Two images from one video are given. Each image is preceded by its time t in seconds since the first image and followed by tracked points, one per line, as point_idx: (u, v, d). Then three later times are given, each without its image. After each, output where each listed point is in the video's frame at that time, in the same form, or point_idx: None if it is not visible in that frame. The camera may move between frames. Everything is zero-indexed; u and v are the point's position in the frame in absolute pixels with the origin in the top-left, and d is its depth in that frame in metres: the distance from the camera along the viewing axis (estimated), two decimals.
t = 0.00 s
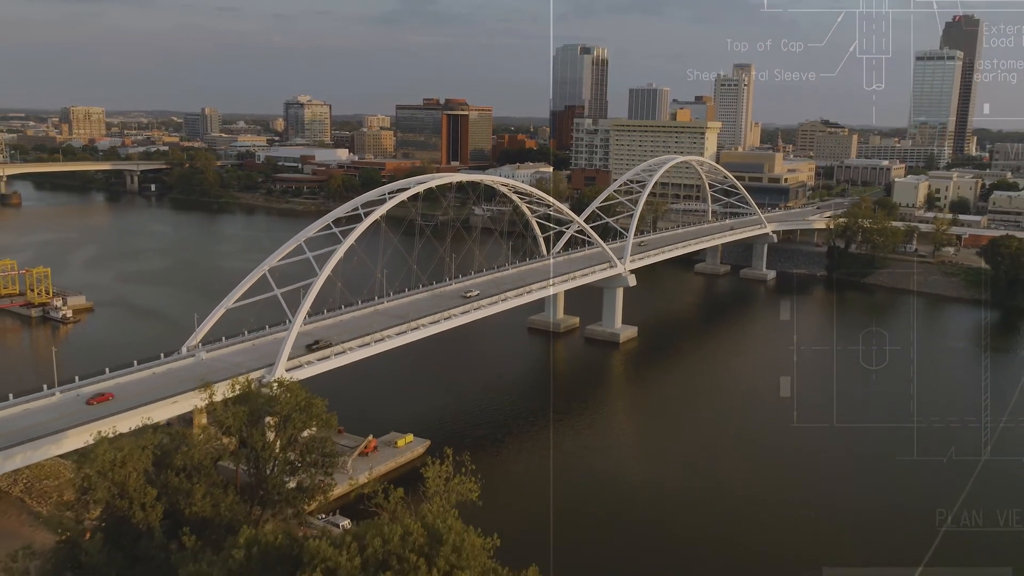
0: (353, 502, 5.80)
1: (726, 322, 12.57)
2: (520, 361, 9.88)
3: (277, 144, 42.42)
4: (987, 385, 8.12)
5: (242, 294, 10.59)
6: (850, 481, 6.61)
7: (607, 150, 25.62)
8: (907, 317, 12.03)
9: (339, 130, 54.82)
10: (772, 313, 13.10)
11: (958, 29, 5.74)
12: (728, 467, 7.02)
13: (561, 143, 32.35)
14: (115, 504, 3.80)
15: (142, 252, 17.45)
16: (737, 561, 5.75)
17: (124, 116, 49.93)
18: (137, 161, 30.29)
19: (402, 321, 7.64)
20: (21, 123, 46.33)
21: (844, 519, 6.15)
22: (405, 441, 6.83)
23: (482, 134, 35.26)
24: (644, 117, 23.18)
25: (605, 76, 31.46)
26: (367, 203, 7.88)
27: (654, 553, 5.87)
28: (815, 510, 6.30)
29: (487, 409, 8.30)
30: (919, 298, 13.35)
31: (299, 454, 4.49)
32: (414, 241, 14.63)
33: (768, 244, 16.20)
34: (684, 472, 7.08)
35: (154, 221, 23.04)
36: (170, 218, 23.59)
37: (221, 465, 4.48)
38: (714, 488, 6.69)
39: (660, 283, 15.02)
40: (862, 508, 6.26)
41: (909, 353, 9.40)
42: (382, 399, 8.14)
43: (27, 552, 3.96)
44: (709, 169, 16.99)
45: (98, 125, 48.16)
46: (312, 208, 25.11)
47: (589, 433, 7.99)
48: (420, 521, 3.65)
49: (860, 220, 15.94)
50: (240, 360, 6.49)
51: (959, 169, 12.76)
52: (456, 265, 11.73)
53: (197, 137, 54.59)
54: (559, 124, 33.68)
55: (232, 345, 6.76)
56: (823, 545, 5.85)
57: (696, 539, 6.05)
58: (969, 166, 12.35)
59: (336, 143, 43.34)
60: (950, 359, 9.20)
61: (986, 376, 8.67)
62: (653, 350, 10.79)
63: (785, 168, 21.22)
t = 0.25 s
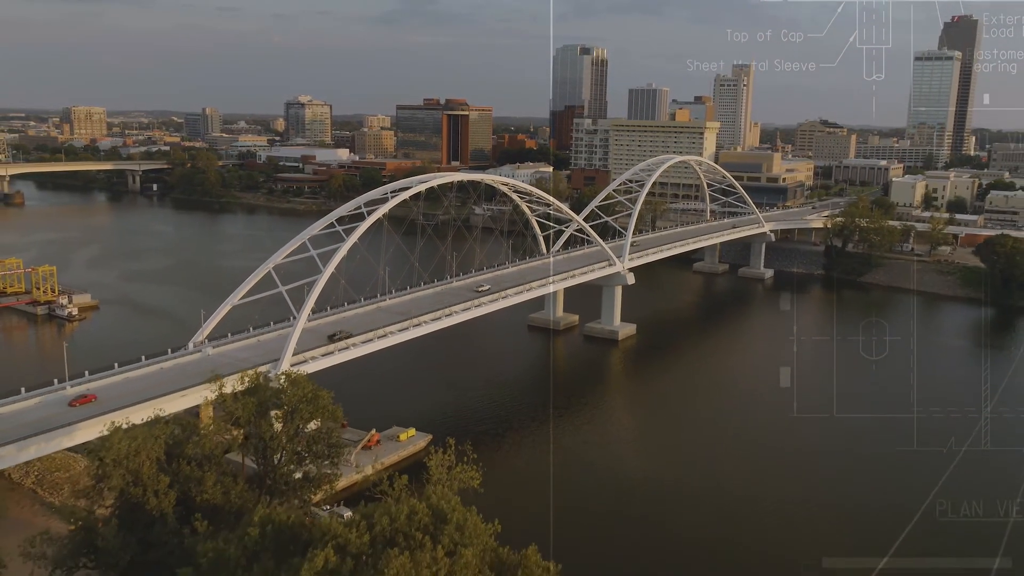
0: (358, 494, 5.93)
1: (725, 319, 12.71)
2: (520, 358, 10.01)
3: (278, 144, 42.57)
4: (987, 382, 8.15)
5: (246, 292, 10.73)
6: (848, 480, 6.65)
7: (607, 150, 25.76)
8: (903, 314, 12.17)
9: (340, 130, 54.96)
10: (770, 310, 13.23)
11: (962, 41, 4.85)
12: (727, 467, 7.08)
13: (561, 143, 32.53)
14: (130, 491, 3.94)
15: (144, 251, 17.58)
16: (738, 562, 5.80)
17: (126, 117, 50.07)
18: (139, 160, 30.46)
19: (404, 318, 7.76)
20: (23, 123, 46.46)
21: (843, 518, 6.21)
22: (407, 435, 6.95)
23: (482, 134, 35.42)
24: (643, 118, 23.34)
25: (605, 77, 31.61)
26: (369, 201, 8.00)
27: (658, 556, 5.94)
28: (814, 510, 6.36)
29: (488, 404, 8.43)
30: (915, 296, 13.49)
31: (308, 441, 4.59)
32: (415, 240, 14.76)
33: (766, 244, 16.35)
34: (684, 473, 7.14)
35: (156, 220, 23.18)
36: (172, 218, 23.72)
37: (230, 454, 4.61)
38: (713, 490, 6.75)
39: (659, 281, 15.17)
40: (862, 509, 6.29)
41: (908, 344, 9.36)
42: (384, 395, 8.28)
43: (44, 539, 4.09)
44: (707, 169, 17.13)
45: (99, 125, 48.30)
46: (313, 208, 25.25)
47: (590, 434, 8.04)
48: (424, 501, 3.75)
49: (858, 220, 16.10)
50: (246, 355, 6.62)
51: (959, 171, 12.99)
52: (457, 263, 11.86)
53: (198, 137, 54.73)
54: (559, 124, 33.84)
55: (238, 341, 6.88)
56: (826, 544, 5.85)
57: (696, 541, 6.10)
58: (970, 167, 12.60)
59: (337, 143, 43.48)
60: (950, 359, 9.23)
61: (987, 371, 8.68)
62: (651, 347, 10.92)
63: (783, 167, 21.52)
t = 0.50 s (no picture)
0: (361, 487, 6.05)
1: (723, 317, 12.84)
2: (520, 355, 10.14)
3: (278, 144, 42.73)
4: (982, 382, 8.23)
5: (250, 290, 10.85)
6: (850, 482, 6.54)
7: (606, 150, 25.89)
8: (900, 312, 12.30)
9: (340, 130, 55.11)
10: (767, 309, 13.35)
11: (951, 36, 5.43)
12: (728, 468, 6.95)
13: (561, 143, 32.66)
14: (142, 479, 4.08)
15: (147, 250, 17.71)
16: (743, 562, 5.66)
17: (127, 117, 50.20)
18: (141, 160, 30.58)
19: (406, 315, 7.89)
20: (24, 124, 46.57)
21: (847, 516, 6.07)
22: (410, 429, 7.07)
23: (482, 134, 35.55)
24: (642, 118, 23.49)
25: (605, 77, 31.72)
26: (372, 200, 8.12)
27: (658, 556, 5.75)
28: (819, 508, 6.23)
29: (488, 401, 8.56)
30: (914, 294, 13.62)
31: (316, 432, 4.76)
32: (416, 239, 14.90)
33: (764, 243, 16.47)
34: (682, 471, 7.01)
35: (158, 220, 23.31)
36: (174, 217, 23.84)
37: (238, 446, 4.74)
38: (713, 489, 6.63)
39: (658, 280, 15.29)
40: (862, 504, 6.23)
41: (902, 344, 9.43)
42: (386, 391, 8.41)
43: (60, 525, 4.22)
44: (706, 168, 17.27)
45: (101, 126, 48.46)
46: (314, 207, 25.39)
47: (586, 435, 7.91)
48: (429, 485, 3.91)
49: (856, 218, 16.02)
50: (252, 351, 6.74)
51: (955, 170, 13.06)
52: (457, 262, 11.98)
53: (199, 137, 54.87)
54: (559, 124, 33.96)
55: (243, 338, 7.01)
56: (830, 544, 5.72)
57: (695, 531, 6.06)
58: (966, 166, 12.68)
59: (337, 143, 43.63)
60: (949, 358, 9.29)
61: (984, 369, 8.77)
62: (650, 345, 11.04)
63: (782, 167, 21.60)
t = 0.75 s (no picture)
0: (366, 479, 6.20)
1: (721, 315, 12.98)
2: (520, 352, 10.28)
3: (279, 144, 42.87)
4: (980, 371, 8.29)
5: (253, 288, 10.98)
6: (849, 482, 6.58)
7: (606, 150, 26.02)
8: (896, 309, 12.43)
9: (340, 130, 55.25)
10: (765, 307, 13.49)
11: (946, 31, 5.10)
12: (727, 469, 7.01)
13: (561, 143, 32.79)
14: (153, 468, 4.25)
15: (150, 248, 17.85)
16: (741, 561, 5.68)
17: (128, 117, 50.31)
18: (142, 160, 30.70)
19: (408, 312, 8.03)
20: (25, 124, 46.68)
21: (847, 518, 6.11)
22: (412, 424, 7.20)
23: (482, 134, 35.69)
24: (641, 118, 23.62)
25: (605, 77, 31.84)
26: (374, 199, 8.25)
27: (658, 556, 5.77)
28: (818, 510, 6.27)
29: (488, 397, 8.70)
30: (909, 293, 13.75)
31: (322, 422, 4.93)
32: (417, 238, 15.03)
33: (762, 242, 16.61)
34: (683, 472, 7.07)
35: (161, 219, 23.44)
36: (176, 217, 23.97)
37: (246, 436, 4.89)
38: (712, 490, 6.68)
39: (657, 279, 15.43)
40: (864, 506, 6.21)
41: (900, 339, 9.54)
42: (388, 388, 8.55)
43: (75, 512, 4.38)
44: (705, 168, 17.40)
45: (102, 126, 48.60)
46: (316, 207, 25.52)
47: (587, 436, 7.97)
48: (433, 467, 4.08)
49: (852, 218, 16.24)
50: (258, 346, 6.88)
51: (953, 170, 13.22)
52: (458, 260, 12.12)
53: (200, 137, 54.99)
54: (559, 124, 34.10)
55: (249, 334, 7.15)
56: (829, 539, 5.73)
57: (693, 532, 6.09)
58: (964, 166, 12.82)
59: (338, 143, 43.77)
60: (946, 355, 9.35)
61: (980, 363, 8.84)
62: (648, 342, 11.18)
63: (780, 167, 21.75)
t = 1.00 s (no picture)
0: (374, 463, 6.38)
1: (721, 313, 13.12)
2: (519, 349, 10.41)
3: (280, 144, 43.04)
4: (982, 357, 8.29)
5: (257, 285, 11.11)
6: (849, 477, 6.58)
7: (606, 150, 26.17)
8: (892, 306, 12.58)
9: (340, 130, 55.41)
10: (763, 305, 13.63)
11: (961, 43, 4.64)
12: (727, 469, 7.04)
13: (560, 143, 32.97)
14: (166, 456, 4.41)
15: (153, 247, 17.98)
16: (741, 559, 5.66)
17: (129, 117, 50.47)
18: (144, 160, 30.84)
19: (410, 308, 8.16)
20: (26, 124, 46.79)
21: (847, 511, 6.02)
22: (414, 418, 7.32)
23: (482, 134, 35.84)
24: (640, 118, 23.76)
25: (604, 76, 31.98)
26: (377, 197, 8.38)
27: (658, 556, 5.77)
28: (819, 509, 6.22)
29: (489, 392, 8.85)
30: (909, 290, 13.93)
31: (327, 414, 5.06)
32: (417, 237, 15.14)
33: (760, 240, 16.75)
34: (683, 472, 7.09)
35: (163, 219, 23.59)
36: (178, 216, 24.10)
37: (254, 428, 5.04)
38: (712, 489, 6.69)
39: (655, 277, 15.57)
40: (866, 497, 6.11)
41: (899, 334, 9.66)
42: (390, 385, 8.69)
43: (89, 500, 4.52)
44: (703, 168, 17.56)
45: (103, 126, 48.77)
46: (317, 206, 25.66)
47: (587, 434, 7.98)
48: (438, 451, 4.21)
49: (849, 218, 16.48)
50: (263, 342, 7.03)
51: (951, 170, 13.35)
52: (458, 258, 12.26)
53: (200, 137, 55.16)
54: (558, 124, 34.25)
55: (255, 330, 7.29)
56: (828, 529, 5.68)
57: (695, 531, 6.06)
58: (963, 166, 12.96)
59: (338, 143, 43.93)
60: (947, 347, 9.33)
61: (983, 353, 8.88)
62: (646, 339, 11.33)
63: (778, 167, 21.90)
